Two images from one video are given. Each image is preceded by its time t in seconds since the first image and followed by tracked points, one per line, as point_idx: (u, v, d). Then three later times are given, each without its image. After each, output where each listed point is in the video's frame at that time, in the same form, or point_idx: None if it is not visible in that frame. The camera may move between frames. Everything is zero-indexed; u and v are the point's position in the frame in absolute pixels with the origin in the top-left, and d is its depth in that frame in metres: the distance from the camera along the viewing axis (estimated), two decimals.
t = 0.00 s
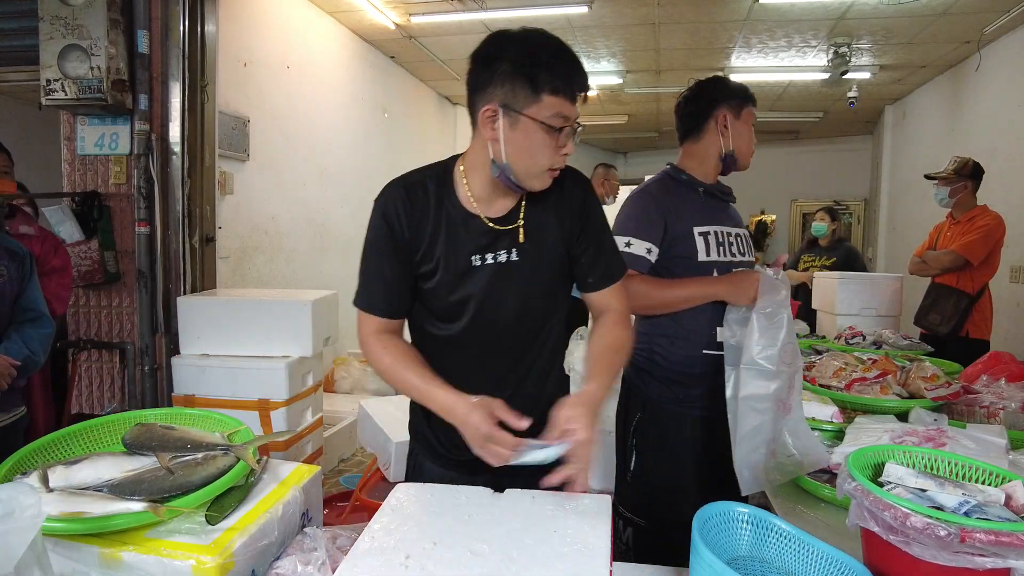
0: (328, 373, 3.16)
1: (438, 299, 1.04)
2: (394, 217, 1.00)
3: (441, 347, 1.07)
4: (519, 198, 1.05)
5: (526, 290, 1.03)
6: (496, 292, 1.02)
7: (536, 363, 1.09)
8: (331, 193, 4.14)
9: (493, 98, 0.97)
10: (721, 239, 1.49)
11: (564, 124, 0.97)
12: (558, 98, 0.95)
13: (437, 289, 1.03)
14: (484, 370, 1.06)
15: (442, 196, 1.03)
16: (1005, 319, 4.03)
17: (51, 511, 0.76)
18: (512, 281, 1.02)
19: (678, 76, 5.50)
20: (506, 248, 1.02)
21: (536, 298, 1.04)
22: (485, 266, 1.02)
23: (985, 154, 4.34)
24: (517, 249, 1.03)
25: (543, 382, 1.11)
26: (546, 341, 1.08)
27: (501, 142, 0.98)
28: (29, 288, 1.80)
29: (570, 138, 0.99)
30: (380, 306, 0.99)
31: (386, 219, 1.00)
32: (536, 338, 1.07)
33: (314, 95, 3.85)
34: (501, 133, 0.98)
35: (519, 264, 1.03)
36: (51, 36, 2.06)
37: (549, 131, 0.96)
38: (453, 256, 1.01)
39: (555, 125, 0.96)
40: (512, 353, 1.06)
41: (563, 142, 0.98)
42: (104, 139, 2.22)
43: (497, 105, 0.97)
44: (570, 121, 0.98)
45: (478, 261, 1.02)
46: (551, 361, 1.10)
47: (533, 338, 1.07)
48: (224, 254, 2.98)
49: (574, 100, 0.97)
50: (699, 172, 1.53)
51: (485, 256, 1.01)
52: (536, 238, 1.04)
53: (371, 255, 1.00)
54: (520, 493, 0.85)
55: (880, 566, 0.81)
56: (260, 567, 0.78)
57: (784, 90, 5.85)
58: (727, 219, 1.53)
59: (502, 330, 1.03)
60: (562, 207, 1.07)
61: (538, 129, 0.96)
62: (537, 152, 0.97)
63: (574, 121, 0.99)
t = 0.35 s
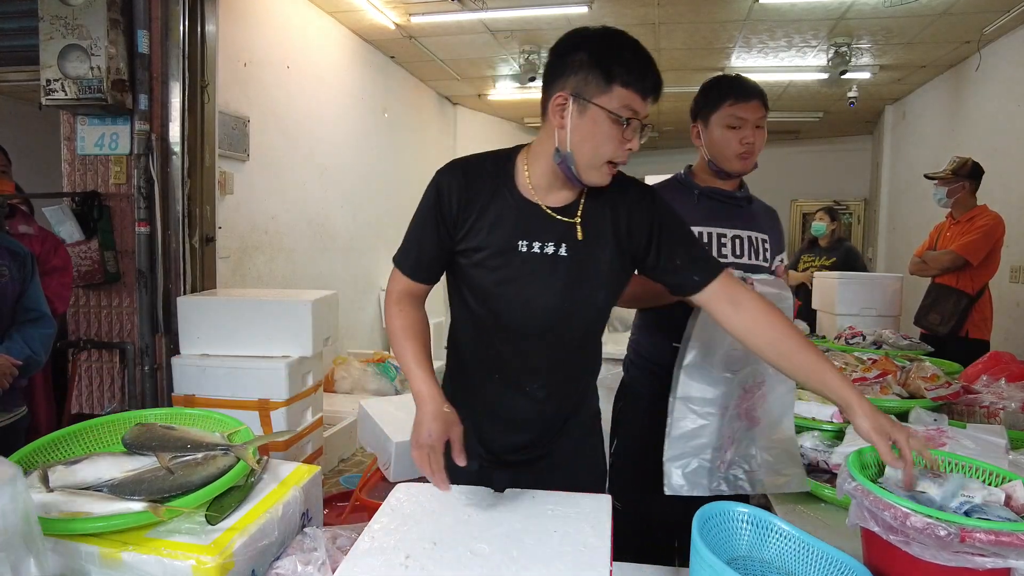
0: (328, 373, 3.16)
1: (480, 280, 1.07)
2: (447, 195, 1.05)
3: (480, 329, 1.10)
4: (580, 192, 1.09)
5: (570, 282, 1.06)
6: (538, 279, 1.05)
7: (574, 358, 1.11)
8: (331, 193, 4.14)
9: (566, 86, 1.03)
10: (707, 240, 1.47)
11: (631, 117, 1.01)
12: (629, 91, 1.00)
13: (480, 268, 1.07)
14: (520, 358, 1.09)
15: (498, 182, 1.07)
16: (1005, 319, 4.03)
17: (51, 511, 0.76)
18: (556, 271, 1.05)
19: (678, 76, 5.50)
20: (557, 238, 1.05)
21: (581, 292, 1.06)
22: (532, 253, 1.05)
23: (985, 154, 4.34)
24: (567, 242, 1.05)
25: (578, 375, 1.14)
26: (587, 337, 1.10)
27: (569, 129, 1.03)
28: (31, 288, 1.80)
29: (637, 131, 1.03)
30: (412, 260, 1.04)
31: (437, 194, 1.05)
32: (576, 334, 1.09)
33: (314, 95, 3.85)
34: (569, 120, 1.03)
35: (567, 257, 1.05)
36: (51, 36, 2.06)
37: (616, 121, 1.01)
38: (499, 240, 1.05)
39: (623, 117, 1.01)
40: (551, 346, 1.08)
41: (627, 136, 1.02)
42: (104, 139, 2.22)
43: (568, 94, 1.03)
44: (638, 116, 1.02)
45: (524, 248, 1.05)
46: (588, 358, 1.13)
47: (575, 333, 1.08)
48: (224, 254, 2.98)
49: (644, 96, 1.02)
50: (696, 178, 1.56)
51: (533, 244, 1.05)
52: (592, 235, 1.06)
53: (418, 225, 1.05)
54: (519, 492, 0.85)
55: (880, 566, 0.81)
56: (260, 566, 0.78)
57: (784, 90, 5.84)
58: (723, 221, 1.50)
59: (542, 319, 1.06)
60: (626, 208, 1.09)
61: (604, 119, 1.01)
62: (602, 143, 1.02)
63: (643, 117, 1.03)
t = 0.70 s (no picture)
0: (328, 373, 3.17)
1: (485, 274, 1.09)
2: (452, 192, 1.10)
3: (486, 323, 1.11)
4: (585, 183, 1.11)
5: (573, 275, 1.07)
6: (541, 271, 1.07)
7: (581, 352, 1.11)
8: (331, 194, 4.14)
9: (567, 78, 1.05)
10: (707, 243, 1.50)
11: (630, 108, 1.03)
12: (627, 82, 1.02)
13: (483, 262, 1.09)
14: (527, 351, 1.09)
15: (503, 177, 1.11)
16: (1005, 319, 4.03)
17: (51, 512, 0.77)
18: (557, 265, 1.07)
19: (677, 76, 5.50)
20: (559, 231, 1.08)
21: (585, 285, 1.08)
22: (534, 247, 1.07)
23: (985, 154, 4.34)
24: (569, 235, 1.08)
25: (589, 373, 1.13)
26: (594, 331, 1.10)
27: (570, 119, 1.06)
28: (33, 287, 1.80)
29: (637, 122, 1.04)
30: (417, 252, 1.11)
31: (442, 191, 1.10)
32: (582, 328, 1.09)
33: (314, 95, 3.85)
34: (571, 111, 1.06)
35: (569, 251, 1.07)
36: (52, 36, 2.06)
37: (615, 111, 1.02)
38: (502, 234, 1.08)
39: (622, 107, 1.02)
40: (557, 339, 1.08)
41: (627, 126, 1.04)
42: (104, 139, 2.22)
43: (569, 86, 1.06)
44: (638, 106, 1.04)
45: (527, 241, 1.08)
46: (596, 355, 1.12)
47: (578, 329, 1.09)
48: (224, 254, 2.98)
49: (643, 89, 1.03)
50: (711, 185, 1.54)
51: (536, 238, 1.08)
52: (594, 228, 1.09)
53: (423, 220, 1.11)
54: (520, 492, 0.85)
55: (880, 566, 0.81)
56: (261, 566, 0.78)
57: (784, 90, 5.84)
58: (727, 225, 1.49)
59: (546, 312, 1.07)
60: (629, 203, 1.11)
61: (604, 109, 1.03)
62: (601, 133, 1.03)
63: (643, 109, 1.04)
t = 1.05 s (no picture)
0: (328, 373, 3.17)
1: (430, 281, 1.02)
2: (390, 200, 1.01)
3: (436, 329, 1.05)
4: (514, 182, 1.01)
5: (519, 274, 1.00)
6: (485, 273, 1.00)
7: (538, 349, 1.05)
8: (331, 193, 4.15)
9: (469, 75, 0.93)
10: (702, 243, 1.43)
11: (512, 121, 0.89)
12: (511, 91, 0.87)
13: (426, 268, 1.02)
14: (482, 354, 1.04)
15: (439, 179, 1.03)
16: (1005, 319, 4.03)
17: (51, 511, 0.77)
18: (502, 264, 1.00)
19: (677, 76, 5.50)
20: (500, 230, 1.00)
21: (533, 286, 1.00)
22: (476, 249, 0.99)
23: (985, 154, 4.34)
24: (510, 235, 0.99)
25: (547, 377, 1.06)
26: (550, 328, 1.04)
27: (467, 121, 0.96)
28: (34, 287, 1.80)
29: (522, 137, 0.91)
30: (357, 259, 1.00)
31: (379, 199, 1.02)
32: (536, 328, 1.03)
33: (315, 95, 3.86)
34: (469, 112, 0.95)
35: (515, 249, 0.99)
36: (52, 36, 2.06)
37: (495, 121, 0.90)
38: (441, 238, 1.00)
39: (502, 118, 0.90)
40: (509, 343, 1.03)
41: (513, 137, 0.91)
42: (104, 139, 2.22)
43: (471, 83, 0.94)
44: (525, 120, 0.89)
45: (469, 241, 1.00)
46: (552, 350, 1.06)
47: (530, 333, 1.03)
48: (224, 254, 2.98)
49: (535, 100, 0.88)
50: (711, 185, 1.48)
51: (477, 239, 1.00)
52: (537, 224, 1.00)
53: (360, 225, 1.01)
54: (520, 491, 0.85)
55: (880, 566, 0.81)
56: (261, 566, 0.78)
57: (784, 90, 5.85)
58: (723, 225, 1.42)
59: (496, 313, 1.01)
60: (569, 194, 1.01)
61: (487, 116, 0.91)
62: (484, 140, 0.93)
63: (532, 123, 0.90)
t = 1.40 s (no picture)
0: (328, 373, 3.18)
1: (382, 275, 1.05)
2: (346, 193, 1.04)
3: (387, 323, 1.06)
4: (468, 185, 1.05)
5: (471, 271, 1.04)
6: (436, 270, 1.03)
7: (491, 348, 1.07)
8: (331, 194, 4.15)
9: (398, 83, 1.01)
10: (687, 243, 1.43)
11: (413, 116, 0.93)
12: (408, 87, 0.91)
13: (378, 263, 1.05)
14: (432, 350, 1.05)
15: (396, 177, 1.06)
16: (1005, 318, 4.03)
17: (51, 511, 0.77)
18: (454, 262, 1.03)
19: (678, 76, 5.50)
20: (453, 229, 1.03)
21: (484, 284, 1.04)
22: (431, 247, 1.03)
23: (985, 154, 4.34)
24: (464, 234, 1.03)
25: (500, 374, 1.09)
26: (502, 327, 1.07)
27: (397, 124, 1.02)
28: (33, 287, 1.80)
29: (425, 132, 0.94)
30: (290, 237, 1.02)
31: (337, 191, 1.03)
32: (486, 326, 1.06)
33: (315, 95, 3.86)
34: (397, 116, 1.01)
35: (467, 249, 1.03)
36: (52, 36, 2.06)
37: (404, 121, 0.95)
38: (397, 234, 1.04)
39: (406, 115, 0.94)
40: (460, 339, 1.05)
41: (421, 134, 0.95)
42: (104, 140, 2.22)
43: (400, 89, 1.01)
44: (424, 114, 0.92)
45: (423, 240, 1.03)
46: (504, 350, 1.08)
47: (481, 329, 1.05)
48: (224, 254, 2.98)
49: (430, 95, 0.90)
50: (688, 183, 1.48)
51: (431, 238, 1.03)
52: (490, 226, 1.04)
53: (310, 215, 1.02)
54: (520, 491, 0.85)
55: (880, 566, 0.81)
56: (261, 566, 0.78)
57: (784, 90, 5.85)
58: (706, 224, 1.42)
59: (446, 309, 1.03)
60: (523, 195, 1.05)
61: (400, 118, 0.96)
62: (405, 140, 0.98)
63: (434, 119, 0.92)
